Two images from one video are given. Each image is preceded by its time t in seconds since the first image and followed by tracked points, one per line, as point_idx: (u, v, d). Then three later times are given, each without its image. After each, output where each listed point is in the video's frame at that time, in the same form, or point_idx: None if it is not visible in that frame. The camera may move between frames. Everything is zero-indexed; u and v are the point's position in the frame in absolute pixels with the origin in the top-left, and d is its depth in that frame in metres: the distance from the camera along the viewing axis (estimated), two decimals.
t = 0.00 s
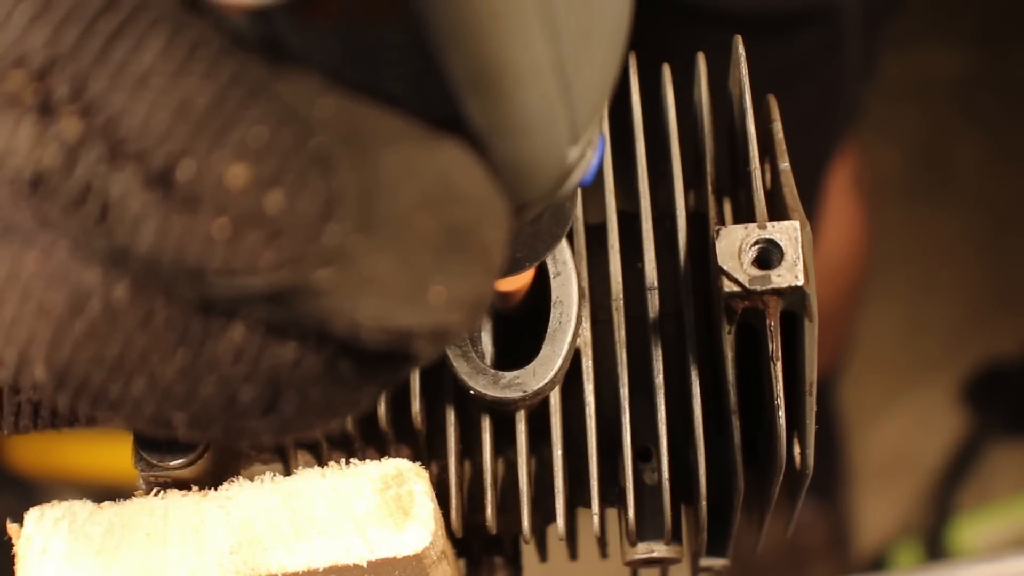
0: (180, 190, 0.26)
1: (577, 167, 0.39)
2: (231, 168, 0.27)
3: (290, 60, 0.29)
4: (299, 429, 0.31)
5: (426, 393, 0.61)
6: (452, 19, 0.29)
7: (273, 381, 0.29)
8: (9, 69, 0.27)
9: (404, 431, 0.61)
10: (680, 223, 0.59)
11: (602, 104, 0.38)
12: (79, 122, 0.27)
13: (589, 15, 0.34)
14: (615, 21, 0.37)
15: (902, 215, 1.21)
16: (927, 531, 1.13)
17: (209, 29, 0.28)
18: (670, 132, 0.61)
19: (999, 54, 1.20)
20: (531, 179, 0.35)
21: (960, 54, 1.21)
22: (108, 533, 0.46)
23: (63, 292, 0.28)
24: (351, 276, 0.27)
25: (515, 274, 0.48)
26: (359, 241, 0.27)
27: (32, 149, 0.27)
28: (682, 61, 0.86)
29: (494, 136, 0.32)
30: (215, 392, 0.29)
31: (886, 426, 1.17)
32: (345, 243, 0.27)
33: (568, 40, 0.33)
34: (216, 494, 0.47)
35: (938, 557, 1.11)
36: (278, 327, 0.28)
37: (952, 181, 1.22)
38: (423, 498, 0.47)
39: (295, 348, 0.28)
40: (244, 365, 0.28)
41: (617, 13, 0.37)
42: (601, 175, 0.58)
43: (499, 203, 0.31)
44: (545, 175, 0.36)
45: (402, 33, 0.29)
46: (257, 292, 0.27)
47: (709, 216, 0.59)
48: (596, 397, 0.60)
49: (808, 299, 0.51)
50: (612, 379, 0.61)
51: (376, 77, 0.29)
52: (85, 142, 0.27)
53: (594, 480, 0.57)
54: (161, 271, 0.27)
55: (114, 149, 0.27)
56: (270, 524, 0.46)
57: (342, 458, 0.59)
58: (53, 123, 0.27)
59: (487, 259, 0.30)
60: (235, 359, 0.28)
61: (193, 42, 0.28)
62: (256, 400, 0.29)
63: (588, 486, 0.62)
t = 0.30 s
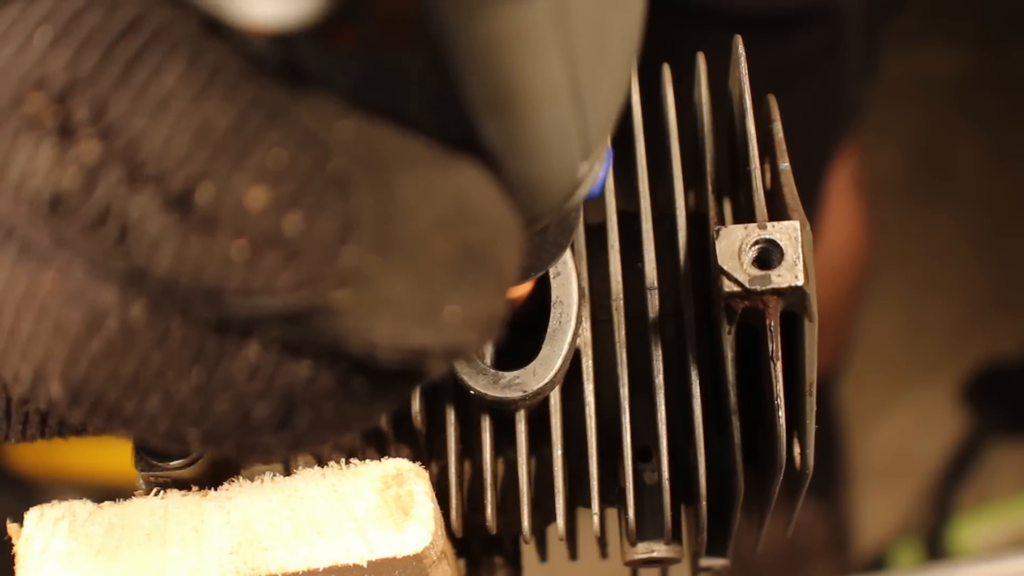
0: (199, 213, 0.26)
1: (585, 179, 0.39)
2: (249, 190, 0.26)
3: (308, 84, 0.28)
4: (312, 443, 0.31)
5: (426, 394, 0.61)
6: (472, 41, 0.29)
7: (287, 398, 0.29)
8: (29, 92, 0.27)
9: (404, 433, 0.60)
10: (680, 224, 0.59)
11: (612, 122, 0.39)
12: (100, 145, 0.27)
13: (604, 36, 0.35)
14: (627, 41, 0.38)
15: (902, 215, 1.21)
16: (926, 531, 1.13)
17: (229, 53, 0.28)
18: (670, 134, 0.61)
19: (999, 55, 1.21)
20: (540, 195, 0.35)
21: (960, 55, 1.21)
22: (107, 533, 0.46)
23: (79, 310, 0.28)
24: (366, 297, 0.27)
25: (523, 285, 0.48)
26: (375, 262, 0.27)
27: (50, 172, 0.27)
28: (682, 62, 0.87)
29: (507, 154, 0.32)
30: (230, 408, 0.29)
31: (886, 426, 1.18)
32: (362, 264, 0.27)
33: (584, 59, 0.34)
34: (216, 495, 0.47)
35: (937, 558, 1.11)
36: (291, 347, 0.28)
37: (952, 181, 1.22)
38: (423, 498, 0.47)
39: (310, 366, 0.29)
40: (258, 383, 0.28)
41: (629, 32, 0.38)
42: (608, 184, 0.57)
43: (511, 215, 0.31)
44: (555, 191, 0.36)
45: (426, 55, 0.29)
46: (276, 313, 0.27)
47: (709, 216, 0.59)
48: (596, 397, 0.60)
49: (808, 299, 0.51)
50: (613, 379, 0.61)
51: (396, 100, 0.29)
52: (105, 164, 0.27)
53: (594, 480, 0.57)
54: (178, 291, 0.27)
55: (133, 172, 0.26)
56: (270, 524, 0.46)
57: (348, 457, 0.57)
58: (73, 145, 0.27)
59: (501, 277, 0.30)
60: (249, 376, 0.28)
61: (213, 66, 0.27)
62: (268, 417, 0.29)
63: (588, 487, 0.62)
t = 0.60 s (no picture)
0: (210, 227, 0.26)
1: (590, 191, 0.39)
2: (261, 205, 0.26)
3: (320, 98, 0.28)
4: (317, 454, 0.31)
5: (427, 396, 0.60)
6: (482, 57, 0.29)
7: (295, 411, 0.29)
8: (42, 105, 0.27)
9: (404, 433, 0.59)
10: (680, 224, 0.59)
11: (618, 130, 0.39)
12: (113, 160, 0.26)
13: (613, 47, 0.35)
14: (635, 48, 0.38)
15: (902, 215, 1.20)
16: (926, 531, 1.13)
17: (242, 68, 0.28)
18: (670, 134, 0.61)
19: (1000, 55, 1.20)
20: (548, 208, 0.36)
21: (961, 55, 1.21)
22: (107, 533, 0.46)
23: (89, 322, 0.28)
24: (377, 312, 0.28)
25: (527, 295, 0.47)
26: (385, 278, 0.28)
27: (63, 185, 0.26)
28: (682, 62, 0.87)
29: (517, 169, 0.33)
30: (237, 420, 0.29)
31: (886, 427, 1.17)
32: (372, 278, 0.27)
33: (593, 74, 0.34)
34: (216, 495, 0.47)
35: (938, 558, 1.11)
36: (302, 358, 0.28)
37: (952, 181, 1.22)
38: (423, 498, 0.47)
39: (317, 378, 0.29)
40: (267, 395, 0.28)
41: (637, 38, 0.37)
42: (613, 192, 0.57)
43: (517, 228, 0.31)
44: (563, 202, 0.36)
45: (441, 74, 0.29)
46: (286, 327, 0.27)
47: (709, 216, 0.59)
48: (596, 397, 0.60)
49: (808, 299, 0.51)
50: (612, 379, 0.61)
51: (405, 114, 0.29)
52: (117, 179, 0.26)
53: (594, 479, 0.57)
54: (189, 304, 0.27)
55: (146, 186, 0.26)
56: (270, 524, 0.46)
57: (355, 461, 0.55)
58: (86, 160, 0.26)
59: (509, 289, 0.31)
60: (258, 388, 0.28)
61: (226, 82, 0.27)
62: (275, 429, 0.29)
63: (588, 487, 0.62)
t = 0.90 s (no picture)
0: (214, 236, 0.26)
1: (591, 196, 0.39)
2: (264, 215, 0.26)
3: (324, 109, 0.28)
4: (319, 458, 0.31)
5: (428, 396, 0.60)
6: (485, 70, 0.29)
7: (298, 416, 0.29)
8: (46, 117, 0.27)
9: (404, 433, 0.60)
10: (680, 223, 0.59)
11: (622, 136, 0.39)
12: (119, 175, 0.26)
13: (619, 57, 0.35)
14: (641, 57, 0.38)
15: (902, 215, 1.21)
16: (926, 531, 1.13)
17: (247, 80, 0.28)
18: (670, 133, 0.61)
19: (1000, 54, 1.20)
20: (548, 214, 0.36)
21: (961, 54, 1.21)
22: (107, 533, 0.46)
23: (94, 329, 0.28)
24: (379, 319, 0.27)
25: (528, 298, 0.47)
26: (387, 286, 0.27)
27: (68, 196, 0.26)
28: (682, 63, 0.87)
29: (518, 176, 0.33)
30: (240, 426, 0.29)
31: (886, 427, 1.18)
32: (375, 287, 0.27)
33: (597, 85, 0.34)
34: (216, 494, 0.47)
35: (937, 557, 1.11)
36: (305, 366, 0.28)
37: (953, 180, 1.21)
38: (423, 498, 0.47)
39: (320, 385, 0.29)
40: (270, 401, 0.28)
41: (643, 48, 0.37)
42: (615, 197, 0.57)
43: (520, 234, 0.31)
44: (564, 207, 0.36)
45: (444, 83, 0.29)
46: (290, 335, 0.27)
47: (709, 216, 0.59)
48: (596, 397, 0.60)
49: (808, 299, 0.51)
50: (612, 377, 0.61)
51: (408, 123, 0.30)
52: (121, 191, 0.26)
53: (594, 479, 0.57)
54: (193, 313, 0.27)
55: (150, 196, 0.26)
56: (270, 524, 0.46)
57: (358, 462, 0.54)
58: (90, 170, 0.26)
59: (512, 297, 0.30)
60: (261, 395, 0.28)
61: (231, 92, 0.27)
62: (279, 434, 0.29)
63: (588, 486, 0.62)
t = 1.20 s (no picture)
0: (202, 214, 0.27)
1: (587, 180, 0.38)
2: (252, 192, 0.27)
3: (312, 85, 0.29)
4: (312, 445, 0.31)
5: (427, 393, 0.60)
6: (471, 46, 0.29)
7: (289, 399, 0.29)
8: (32, 95, 0.27)
9: (404, 432, 0.60)
10: (680, 224, 0.59)
11: (614, 121, 0.39)
12: (105, 151, 0.27)
13: (607, 39, 0.35)
14: (629, 42, 0.38)
15: (902, 215, 1.20)
16: (926, 531, 1.13)
17: (234, 56, 0.28)
18: (670, 133, 0.61)
19: (999, 55, 1.21)
20: (538, 197, 0.35)
21: (961, 54, 1.21)
22: (107, 533, 0.46)
23: (85, 311, 0.29)
24: (369, 298, 0.28)
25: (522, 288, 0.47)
26: (377, 265, 0.28)
27: (55, 174, 0.27)
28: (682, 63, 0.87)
29: (506, 156, 0.33)
30: (232, 408, 0.29)
31: (886, 427, 1.17)
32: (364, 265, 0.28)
33: (586, 65, 0.34)
34: (216, 495, 0.47)
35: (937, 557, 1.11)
36: (296, 347, 0.29)
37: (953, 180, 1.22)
38: (423, 498, 0.47)
39: (310, 366, 0.29)
40: (262, 380, 0.29)
41: (631, 34, 0.38)
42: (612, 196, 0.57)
43: (512, 216, 0.31)
44: (554, 191, 0.36)
45: (432, 60, 0.29)
46: (278, 314, 0.27)
47: (710, 216, 0.59)
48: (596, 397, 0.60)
49: (808, 299, 0.51)
50: (612, 378, 0.61)
51: (395, 102, 0.30)
52: (108, 168, 0.27)
53: (594, 479, 0.57)
54: (182, 293, 0.27)
55: (137, 174, 0.27)
56: (270, 524, 0.46)
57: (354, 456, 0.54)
58: (77, 149, 0.27)
59: (505, 277, 0.30)
60: (253, 376, 0.29)
61: (218, 67, 0.28)
62: (271, 416, 0.30)
63: (588, 486, 0.62)
